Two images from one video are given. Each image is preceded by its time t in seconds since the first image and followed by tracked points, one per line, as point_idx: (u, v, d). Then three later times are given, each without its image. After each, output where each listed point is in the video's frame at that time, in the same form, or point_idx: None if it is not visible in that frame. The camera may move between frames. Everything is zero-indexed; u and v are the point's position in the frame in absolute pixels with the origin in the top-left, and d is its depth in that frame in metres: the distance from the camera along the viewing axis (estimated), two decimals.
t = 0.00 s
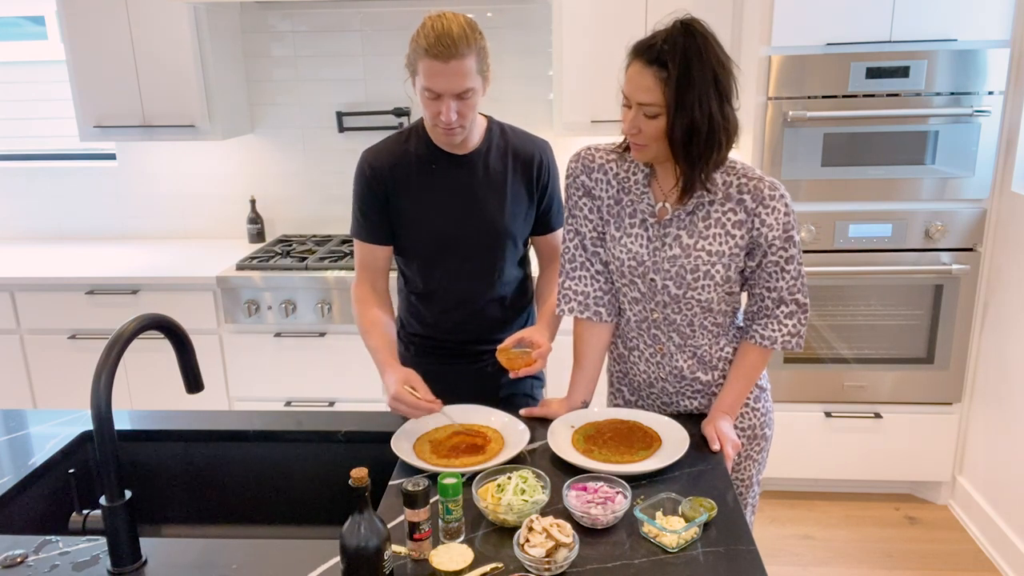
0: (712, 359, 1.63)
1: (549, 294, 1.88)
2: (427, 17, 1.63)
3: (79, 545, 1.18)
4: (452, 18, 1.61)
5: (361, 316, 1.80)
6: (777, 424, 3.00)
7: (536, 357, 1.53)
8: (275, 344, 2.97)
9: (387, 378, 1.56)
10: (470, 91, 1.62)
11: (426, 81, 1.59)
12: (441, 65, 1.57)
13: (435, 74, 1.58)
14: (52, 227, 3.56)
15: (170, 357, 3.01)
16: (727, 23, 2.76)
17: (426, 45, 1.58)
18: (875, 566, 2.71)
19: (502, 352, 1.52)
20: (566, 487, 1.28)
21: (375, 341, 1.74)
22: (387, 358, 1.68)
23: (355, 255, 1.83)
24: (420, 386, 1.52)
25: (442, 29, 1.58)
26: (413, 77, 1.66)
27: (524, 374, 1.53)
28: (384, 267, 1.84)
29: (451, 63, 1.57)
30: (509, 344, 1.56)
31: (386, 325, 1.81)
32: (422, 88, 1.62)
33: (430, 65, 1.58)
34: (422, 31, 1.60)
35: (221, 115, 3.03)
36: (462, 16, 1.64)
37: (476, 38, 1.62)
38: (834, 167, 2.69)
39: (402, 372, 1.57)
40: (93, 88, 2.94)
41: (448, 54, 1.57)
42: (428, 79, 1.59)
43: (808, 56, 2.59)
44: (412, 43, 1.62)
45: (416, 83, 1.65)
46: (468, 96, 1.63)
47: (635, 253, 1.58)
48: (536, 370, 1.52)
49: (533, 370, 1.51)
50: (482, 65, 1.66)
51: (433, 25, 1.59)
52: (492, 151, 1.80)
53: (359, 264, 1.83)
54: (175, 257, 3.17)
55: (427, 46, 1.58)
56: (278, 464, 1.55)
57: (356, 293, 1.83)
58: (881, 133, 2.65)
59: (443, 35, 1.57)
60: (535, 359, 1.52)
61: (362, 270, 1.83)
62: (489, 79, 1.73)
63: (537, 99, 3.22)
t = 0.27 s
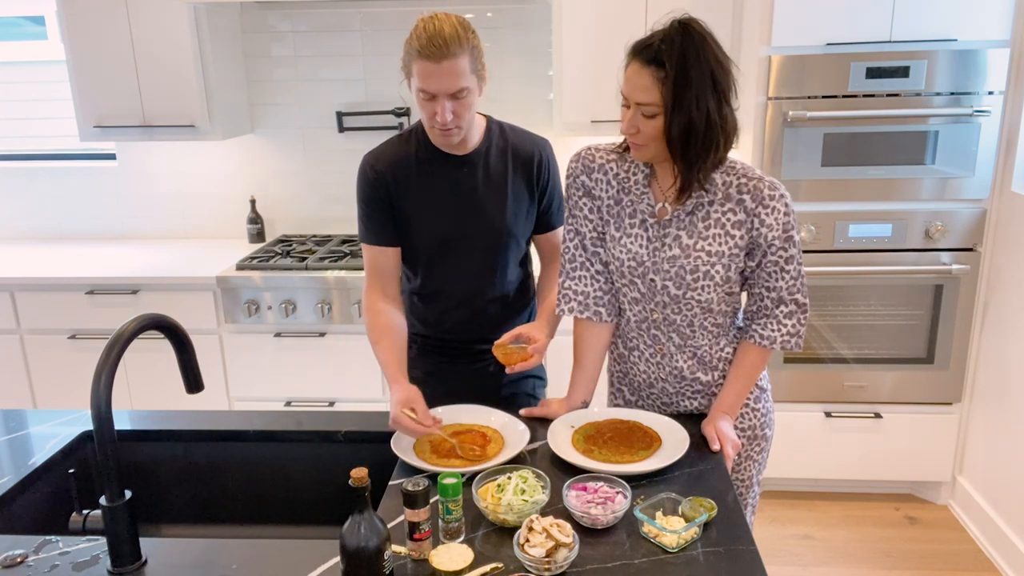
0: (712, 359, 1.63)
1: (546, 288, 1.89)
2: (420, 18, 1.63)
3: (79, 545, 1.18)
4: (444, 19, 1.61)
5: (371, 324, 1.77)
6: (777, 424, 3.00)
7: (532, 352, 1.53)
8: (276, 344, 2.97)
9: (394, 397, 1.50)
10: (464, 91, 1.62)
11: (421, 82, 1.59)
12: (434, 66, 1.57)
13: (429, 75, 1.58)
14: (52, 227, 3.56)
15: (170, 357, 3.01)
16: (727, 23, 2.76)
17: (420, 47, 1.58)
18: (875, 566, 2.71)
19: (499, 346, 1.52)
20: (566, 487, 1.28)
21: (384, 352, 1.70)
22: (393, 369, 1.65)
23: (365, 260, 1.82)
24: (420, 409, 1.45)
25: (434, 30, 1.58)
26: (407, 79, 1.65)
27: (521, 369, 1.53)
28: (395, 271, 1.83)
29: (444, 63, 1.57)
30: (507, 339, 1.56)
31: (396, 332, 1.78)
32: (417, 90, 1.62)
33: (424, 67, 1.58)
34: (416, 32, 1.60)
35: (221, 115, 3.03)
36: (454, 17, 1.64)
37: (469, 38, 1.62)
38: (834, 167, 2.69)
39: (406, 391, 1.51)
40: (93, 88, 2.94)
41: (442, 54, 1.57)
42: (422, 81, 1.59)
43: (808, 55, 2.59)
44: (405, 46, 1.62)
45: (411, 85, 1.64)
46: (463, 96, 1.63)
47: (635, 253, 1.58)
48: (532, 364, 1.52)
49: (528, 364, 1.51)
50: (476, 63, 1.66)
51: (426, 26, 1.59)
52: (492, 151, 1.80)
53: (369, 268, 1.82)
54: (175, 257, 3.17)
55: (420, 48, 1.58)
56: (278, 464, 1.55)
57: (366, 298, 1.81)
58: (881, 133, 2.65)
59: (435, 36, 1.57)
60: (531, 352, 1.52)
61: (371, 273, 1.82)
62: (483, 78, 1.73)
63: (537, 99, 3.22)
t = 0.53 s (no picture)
0: (712, 359, 1.63)
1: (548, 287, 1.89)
2: (423, 17, 1.63)
3: (79, 545, 1.18)
4: (447, 18, 1.61)
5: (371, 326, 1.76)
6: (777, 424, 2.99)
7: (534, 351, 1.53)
8: (275, 344, 2.97)
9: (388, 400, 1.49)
10: (467, 89, 1.62)
11: (424, 81, 1.59)
12: (437, 64, 1.57)
13: (432, 73, 1.58)
14: (52, 227, 3.56)
15: (170, 357, 3.01)
16: (727, 22, 2.76)
17: (423, 45, 1.58)
18: (875, 566, 2.71)
19: (502, 346, 1.52)
20: (566, 487, 1.28)
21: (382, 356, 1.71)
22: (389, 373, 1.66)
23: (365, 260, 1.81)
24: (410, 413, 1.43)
25: (438, 29, 1.58)
26: (410, 78, 1.65)
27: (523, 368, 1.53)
28: (397, 273, 1.83)
29: (448, 61, 1.57)
30: (509, 339, 1.56)
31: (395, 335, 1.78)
32: (420, 88, 1.62)
33: (427, 65, 1.58)
34: (419, 32, 1.60)
35: (221, 115, 3.03)
36: (458, 15, 1.64)
37: (473, 37, 1.62)
38: (834, 167, 2.69)
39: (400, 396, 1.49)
40: (93, 88, 2.94)
41: (445, 53, 1.57)
42: (425, 79, 1.59)
43: (808, 55, 2.59)
44: (409, 44, 1.62)
45: (414, 83, 1.64)
46: (466, 95, 1.63)
47: (635, 253, 1.58)
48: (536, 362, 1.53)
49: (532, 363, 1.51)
50: (480, 63, 1.66)
51: (429, 25, 1.59)
52: (493, 151, 1.80)
53: (371, 270, 1.81)
54: (175, 257, 3.17)
55: (423, 46, 1.58)
56: (278, 465, 1.55)
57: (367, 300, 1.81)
58: (881, 133, 2.65)
59: (439, 34, 1.57)
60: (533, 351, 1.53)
61: (373, 275, 1.81)
62: (487, 78, 1.73)
63: (537, 99, 3.22)
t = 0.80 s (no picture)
0: (712, 360, 1.63)
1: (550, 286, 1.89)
2: (423, 17, 1.63)
3: (79, 545, 1.18)
4: (448, 18, 1.60)
5: (367, 324, 1.77)
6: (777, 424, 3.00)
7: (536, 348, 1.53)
8: (275, 344, 2.97)
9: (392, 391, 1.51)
10: (467, 90, 1.62)
11: (424, 81, 1.59)
12: (436, 65, 1.57)
13: (432, 74, 1.58)
14: (52, 227, 3.56)
15: (170, 357, 3.01)
16: (727, 22, 2.76)
17: (423, 46, 1.58)
18: (875, 566, 2.71)
19: (504, 345, 1.52)
20: (566, 487, 1.28)
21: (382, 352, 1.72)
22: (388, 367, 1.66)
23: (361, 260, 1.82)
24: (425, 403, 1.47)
25: (438, 29, 1.58)
26: (411, 78, 1.66)
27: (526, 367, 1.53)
28: (390, 271, 1.83)
29: (448, 62, 1.57)
30: (511, 338, 1.56)
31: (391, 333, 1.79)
32: (420, 89, 1.62)
33: (427, 66, 1.58)
34: (418, 32, 1.60)
35: (221, 115, 3.03)
36: (458, 15, 1.64)
37: (473, 37, 1.62)
38: (834, 167, 2.69)
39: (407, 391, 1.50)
40: (93, 88, 2.94)
41: (444, 54, 1.57)
42: (425, 80, 1.59)
43: (808, 55, 2.59)
44: (409, 45, 1.62)
45: (414, 84, 1.64)
46: (466, 96, 1.63)
47: (635, 253, 1.58)
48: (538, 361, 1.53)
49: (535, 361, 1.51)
50: (480, 63, 1.66)
51: (429, 25, 1.59)
52: (493, 151, 1.80)
53: (365, 270, 1.82)
54: (175, 257, 3.17)
55: (423, 47, 1.58)
56: (278, 465, 1.55)
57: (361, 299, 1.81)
58: (881, 133, 2.65)
59: (439, 35, 1.57)
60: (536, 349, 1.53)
61: (368, 274, 1.82)
62: (487, 78, 1.73)
63: (537, 99, 3.22)
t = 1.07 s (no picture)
0: (712, 360, 1.63)
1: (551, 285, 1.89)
2: (418, 17, 1.63)
3: (79, 545, 1.18)
4: (443, 18, 1.61)
5: (361, 321, 1.79)
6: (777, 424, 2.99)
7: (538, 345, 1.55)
8: (275, 344, 2.97)
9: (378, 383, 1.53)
10: (466, 87, 1.62)
11: (422, 81, 1.59)
12: (434, 63, 1.57)
13: (430, 73, 1.58)
14: (52, 227, 3.56)
15: (170, 357, 3.01)
16: (727, 23, 2.76)
17: (419, 46, 1.58)
18: (875, 566, 2.70)
19: (506, 341, 1.53)
20: (566, 487, 1.28)
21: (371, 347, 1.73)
22: (377, 362, 1.68)
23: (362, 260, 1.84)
24: (402, 397, 1.46)
25: (434, 29, 1.58)
26: (409, 79, 1.66)
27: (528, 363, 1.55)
28: (391, 270, 1.84)
29: (445, 60, 1.57)
30: (514, 334, 1.56)
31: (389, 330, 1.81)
32: (418, 88, 1.62)
33: (425, 65, 1.58)
34: (415, 31, 1.60)
35: (221, 115, 3.03)
36: (453, 15, 1.64)
37: (468, 34, 1.62)
38: (834, 167, 2.69)
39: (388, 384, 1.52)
40: (93, 89, 2.94)
41: (440, 52, 1.57)
42: (423, 79, 1.59)
43: (808, 55, 2.59)
44: (405, 45, 1.62)
45: (412, 84, 1.64)
46: (464, 93, 1.62)
47: (635, 253, 1.58)
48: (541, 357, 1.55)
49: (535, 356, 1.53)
50: (476, 60, 1.66)
51: (425, 25, 1.59)
52: (493, 150, 1.80)
53: (366, 268, 1.84)
54: (175, 257, 3.17)
55: (418, 47, 1.58)
56: (278, 465, 1.55)
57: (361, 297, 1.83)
58: (881, 133, 2.65)
59: (434, 34, 1.57)
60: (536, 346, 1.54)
61: (368, 273, 1.83)
62: (484, 76, 1.73)
63: (537, 99, 3.22)
